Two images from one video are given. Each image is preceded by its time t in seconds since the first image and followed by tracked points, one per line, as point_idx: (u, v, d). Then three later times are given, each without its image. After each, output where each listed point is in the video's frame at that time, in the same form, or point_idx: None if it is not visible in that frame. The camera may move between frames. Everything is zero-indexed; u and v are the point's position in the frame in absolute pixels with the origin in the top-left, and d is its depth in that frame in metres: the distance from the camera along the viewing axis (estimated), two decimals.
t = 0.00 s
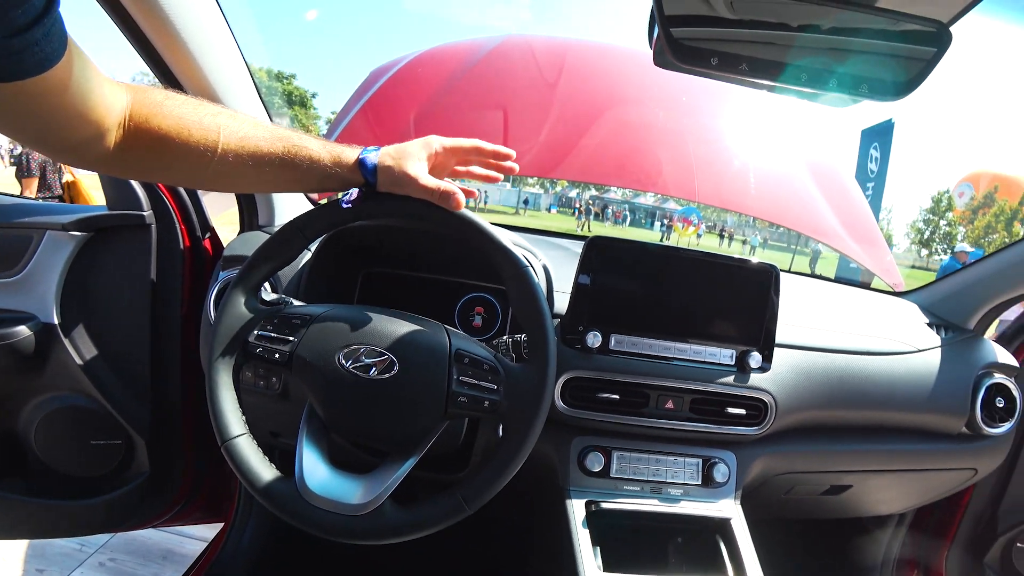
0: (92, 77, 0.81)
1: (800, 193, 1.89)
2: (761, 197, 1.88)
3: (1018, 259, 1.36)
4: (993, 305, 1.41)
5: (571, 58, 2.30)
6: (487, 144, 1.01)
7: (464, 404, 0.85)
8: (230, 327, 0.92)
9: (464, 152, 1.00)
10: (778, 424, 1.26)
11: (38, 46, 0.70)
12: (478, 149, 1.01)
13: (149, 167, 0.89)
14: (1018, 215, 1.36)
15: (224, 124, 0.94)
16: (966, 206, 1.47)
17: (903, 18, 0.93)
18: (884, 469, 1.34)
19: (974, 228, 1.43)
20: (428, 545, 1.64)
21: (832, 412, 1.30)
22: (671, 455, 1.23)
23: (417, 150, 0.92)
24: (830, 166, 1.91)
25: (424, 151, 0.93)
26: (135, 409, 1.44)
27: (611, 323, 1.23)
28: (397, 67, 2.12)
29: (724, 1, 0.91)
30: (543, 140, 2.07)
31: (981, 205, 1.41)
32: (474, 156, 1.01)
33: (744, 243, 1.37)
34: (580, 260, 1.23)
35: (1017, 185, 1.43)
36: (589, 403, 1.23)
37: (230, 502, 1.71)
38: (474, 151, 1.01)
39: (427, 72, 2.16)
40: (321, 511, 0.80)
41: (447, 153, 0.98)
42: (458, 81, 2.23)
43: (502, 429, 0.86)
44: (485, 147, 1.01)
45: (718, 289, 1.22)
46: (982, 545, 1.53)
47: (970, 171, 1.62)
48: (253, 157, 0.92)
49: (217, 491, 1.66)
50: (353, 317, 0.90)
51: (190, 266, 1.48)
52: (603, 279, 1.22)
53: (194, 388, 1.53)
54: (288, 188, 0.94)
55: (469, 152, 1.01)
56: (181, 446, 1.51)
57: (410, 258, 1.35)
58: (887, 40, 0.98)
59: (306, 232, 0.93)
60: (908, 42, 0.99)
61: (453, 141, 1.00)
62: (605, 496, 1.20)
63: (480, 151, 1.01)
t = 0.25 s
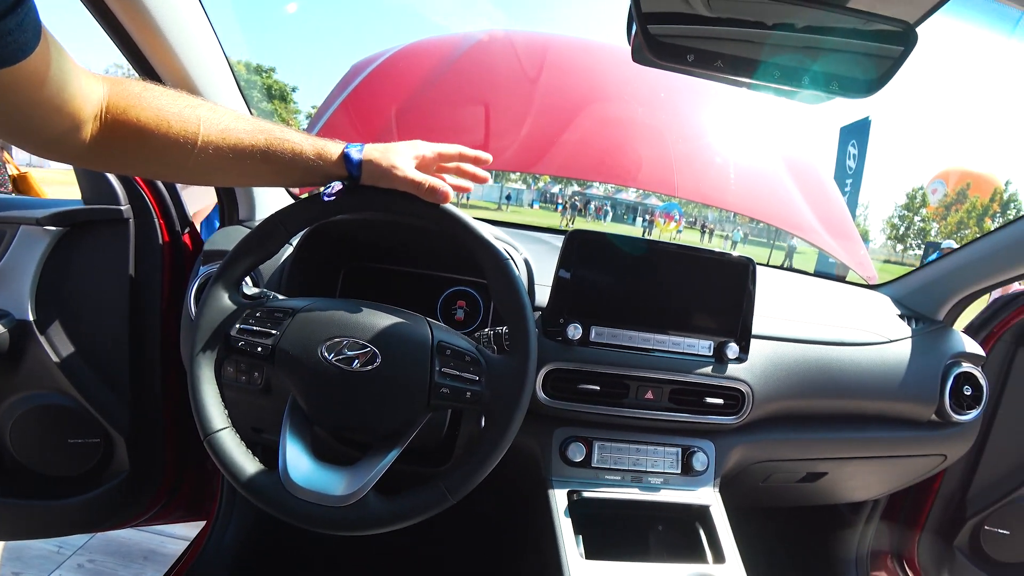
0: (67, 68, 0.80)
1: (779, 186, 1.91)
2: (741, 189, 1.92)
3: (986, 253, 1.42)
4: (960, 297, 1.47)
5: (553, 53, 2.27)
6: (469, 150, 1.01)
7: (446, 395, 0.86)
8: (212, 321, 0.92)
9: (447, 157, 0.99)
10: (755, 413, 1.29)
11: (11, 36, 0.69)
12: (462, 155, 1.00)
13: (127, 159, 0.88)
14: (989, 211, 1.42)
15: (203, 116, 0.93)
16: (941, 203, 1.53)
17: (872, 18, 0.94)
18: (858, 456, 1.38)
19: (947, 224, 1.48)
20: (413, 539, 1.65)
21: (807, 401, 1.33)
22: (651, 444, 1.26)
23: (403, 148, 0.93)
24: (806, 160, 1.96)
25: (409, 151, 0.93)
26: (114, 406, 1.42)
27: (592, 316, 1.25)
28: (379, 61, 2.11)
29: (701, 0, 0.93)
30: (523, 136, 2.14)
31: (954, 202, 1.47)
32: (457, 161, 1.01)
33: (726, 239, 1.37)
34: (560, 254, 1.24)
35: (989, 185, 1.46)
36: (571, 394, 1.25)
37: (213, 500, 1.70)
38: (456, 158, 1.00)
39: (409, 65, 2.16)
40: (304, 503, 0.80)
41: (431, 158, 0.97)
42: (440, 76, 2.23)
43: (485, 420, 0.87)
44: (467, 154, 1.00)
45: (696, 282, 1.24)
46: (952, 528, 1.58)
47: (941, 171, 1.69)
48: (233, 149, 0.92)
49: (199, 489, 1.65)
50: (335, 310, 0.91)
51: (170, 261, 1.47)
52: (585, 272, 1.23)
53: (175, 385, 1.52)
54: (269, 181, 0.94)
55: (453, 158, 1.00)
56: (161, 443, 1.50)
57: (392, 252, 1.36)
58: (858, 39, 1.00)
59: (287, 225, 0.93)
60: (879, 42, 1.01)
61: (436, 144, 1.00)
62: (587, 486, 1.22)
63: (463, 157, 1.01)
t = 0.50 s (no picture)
0: (47, 59, 0.78)
1: (762, 184, 1.96)
2: (727, 187, 1.95)
3: (964, 252, 1.43)
4: (940, 294, 1.49)
5: (541, 49, 2.26)
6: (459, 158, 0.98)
7: (434, 391, 0.86)
8: (196, 317, 0.91)
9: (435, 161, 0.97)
10: (741, 408, 1.31)
11: None
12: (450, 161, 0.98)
13: (109, 153, 0.87)
14: (969, 210, 1.44)
15: (187, 108, 0.92)
16: (922, 201, 1.59)
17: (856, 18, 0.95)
18: (841, 450, 1.40)
19: (929, 223, 1.52)
20: (400, 536, 1.65)
21: (792, 396, 1.35)
22: (638, 439, 1.27)
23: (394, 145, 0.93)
24: (791, 157, 1.99)
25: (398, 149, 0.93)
26: (96, 404, 1.40)
27: (580, 312, 1.25)
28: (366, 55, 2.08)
29: None
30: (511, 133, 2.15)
31: (935, 201, 1.54)
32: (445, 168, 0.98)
33: (712, 236, 1.36)
34: (548, 250, 1.24)
35: (970, 185, 1.50)
36: (559, 390, 1.25)
37: (198, 499, 1.69)
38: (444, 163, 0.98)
39: (397, 59, 2.13)
40: (291, 500, 0.80)
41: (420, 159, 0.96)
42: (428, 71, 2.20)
43: (473, 417, 0.87)
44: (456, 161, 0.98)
45: (683, 278, 1.25)
46: (932, 520, 1.61)
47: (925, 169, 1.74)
48: (218, 143, 0.91)
49: (184, 487, 1.63)
50: (322, 306, 0.90)
51: (153, 257, 1.45)
52: (572, 268, 1.24)
53: (159, 383, 1.50)
54: (255, 175, 0.93)
55: (441, 163, 0.97)
56: (145, 442, 1.48)
57: (379, 248, 1.35)
58: (842, 39, 1.00)
59: (274, 220, 0.92)
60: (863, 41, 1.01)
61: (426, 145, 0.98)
62: (575, 481, 1.23)
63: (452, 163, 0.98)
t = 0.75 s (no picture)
0: (29, 46, 0.77)
1: (753, 180, 1.96)
2: (720, 181, 1.93)
3: (951, 248, 1.46)
4: (928, 290, 1.51)
5: (533, 43, 2.24)
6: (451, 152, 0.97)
7: (426, 385, 0.86)
8: (184, 312, 0.90)
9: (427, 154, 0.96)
10: (731, 402, 1.31)
11: None
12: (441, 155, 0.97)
13: (94, 143, 0.85)
14: (955, 208, 1.47)
15: (175, 99, 0.90)
16: (907, 198, 1.57)
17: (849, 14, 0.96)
18: (830, 444, 1.41)
19: (915, 220, 1.53)
20: (391, 531, 1.65)
21: (782, 390, 1.36)
22: (629, 433, 1.27)
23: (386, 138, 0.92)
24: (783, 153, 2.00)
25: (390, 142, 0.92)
26: (82, 400, 1.39)
27: (572, 306, 1.25)
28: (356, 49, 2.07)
29: None
30: (502, 126, 2.14)
31: (921, 198, 1.53)
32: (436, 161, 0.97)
33: (703, 231, 1.39)
34: (540, 245, 1.24)
35: (954, 183, 1.51)
36: (550, 384, 1.25)
37: (187, 495, 1.67)
38: (435, 157, 0.96)
39: (389, 52, 2.12)
40: (280, 496, 0.79)
41: (411, 152, 0.95)
42: (418, 66, 2.18)
43: (465, 412, 0.86)
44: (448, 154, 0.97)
45: (674, 273, 1.25)
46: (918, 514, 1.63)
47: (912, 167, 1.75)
48: (206, 133, 0.89)
49: (173, 484, 1.62)
50: (312, 300, 0.89)
51: (140, 250, 1.43)
52: (564, 263, 1.23)
53: (146, 378, 1.48)
54: (243, 167, 0.91)
55: (433, 156, 0.96)
56: (132, 438, 1.46)
57: (370, 242, 1.34)
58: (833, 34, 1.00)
59: (262, 214, 0.91)
60: (854, 38, 1.01)
61: (418, 137, 0.98)
62: (566, 475, 1.23)
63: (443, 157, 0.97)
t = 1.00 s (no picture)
0: (22, 38, 0.74)
1: (751, 177, 1.95)
2: (714, 177, 1.93)
3: (946, 246, 1.45)
4: (922, 289, 1.51)
5: (530, 38, 2.22)
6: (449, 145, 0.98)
7: (422, 381, 0.85)
8: (178, 307, 0.89)
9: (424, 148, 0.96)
10: (727, 399, 1.31)
11: None
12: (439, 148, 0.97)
13: (87, 134, 0.84)
14: (948, 206, 1.48)
15: (168, 91, 0.89)
16: (902, 197, 1.58)
17: (849, 12, 0.95)
18: (824, 441, 1.42)
19: (909, 218, 1.54)
20: (387, 527, 1.64)
21: (777, 387, 1.36)
22: (625, 430, 1.27)
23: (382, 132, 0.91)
24: (780, 152, 1.98)
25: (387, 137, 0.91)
26: (76, 396, 1.38)
27: (569, 302, 1.25)
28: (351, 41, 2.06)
29: None
30: (500, 121, 2.15)
31: (915, 197, 1.53)
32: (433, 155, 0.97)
33: (698, 228, 1.38)
34: (537, 241, 1.23)
35: (949, 185, 1.53)
36: (547, 381, 1.25)
37: (181, 492, 1.66)
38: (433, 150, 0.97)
39: (387, 45, 2.12)
40: (276, 493, 0.78)
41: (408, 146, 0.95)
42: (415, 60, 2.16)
43: (461, 407, 0.86)
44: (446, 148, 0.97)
45: (671, 270, 1.25)
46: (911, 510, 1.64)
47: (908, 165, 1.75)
48: (201, 126, 0.89)
49: (167, 480, 1.61)
50: (308, 296, 0.89)
51: (133, 245, 1.42)
52: (561, 260, 1.23)
53: (140, 374, 1.47)
54: (239, 160, 0.91)
55: (429, 149, 0.96)
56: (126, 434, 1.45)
57: (366, 237, 1.33)
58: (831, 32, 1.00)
59: (259, 209, 0.90)
60: (850, 36, 1.01)
61: (414, 132, 0.97)
62: (562, 471, 1.23)
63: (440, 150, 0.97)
